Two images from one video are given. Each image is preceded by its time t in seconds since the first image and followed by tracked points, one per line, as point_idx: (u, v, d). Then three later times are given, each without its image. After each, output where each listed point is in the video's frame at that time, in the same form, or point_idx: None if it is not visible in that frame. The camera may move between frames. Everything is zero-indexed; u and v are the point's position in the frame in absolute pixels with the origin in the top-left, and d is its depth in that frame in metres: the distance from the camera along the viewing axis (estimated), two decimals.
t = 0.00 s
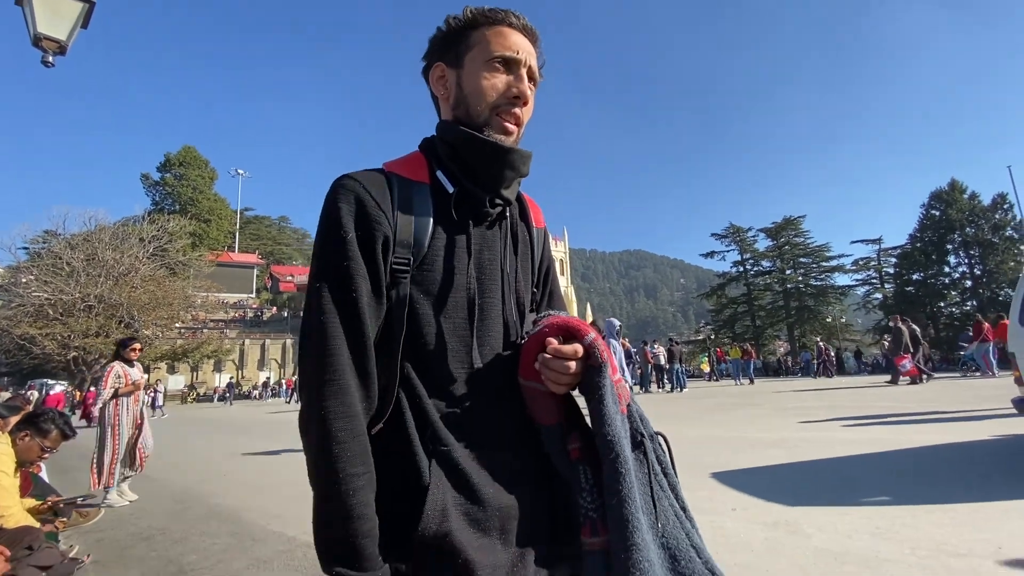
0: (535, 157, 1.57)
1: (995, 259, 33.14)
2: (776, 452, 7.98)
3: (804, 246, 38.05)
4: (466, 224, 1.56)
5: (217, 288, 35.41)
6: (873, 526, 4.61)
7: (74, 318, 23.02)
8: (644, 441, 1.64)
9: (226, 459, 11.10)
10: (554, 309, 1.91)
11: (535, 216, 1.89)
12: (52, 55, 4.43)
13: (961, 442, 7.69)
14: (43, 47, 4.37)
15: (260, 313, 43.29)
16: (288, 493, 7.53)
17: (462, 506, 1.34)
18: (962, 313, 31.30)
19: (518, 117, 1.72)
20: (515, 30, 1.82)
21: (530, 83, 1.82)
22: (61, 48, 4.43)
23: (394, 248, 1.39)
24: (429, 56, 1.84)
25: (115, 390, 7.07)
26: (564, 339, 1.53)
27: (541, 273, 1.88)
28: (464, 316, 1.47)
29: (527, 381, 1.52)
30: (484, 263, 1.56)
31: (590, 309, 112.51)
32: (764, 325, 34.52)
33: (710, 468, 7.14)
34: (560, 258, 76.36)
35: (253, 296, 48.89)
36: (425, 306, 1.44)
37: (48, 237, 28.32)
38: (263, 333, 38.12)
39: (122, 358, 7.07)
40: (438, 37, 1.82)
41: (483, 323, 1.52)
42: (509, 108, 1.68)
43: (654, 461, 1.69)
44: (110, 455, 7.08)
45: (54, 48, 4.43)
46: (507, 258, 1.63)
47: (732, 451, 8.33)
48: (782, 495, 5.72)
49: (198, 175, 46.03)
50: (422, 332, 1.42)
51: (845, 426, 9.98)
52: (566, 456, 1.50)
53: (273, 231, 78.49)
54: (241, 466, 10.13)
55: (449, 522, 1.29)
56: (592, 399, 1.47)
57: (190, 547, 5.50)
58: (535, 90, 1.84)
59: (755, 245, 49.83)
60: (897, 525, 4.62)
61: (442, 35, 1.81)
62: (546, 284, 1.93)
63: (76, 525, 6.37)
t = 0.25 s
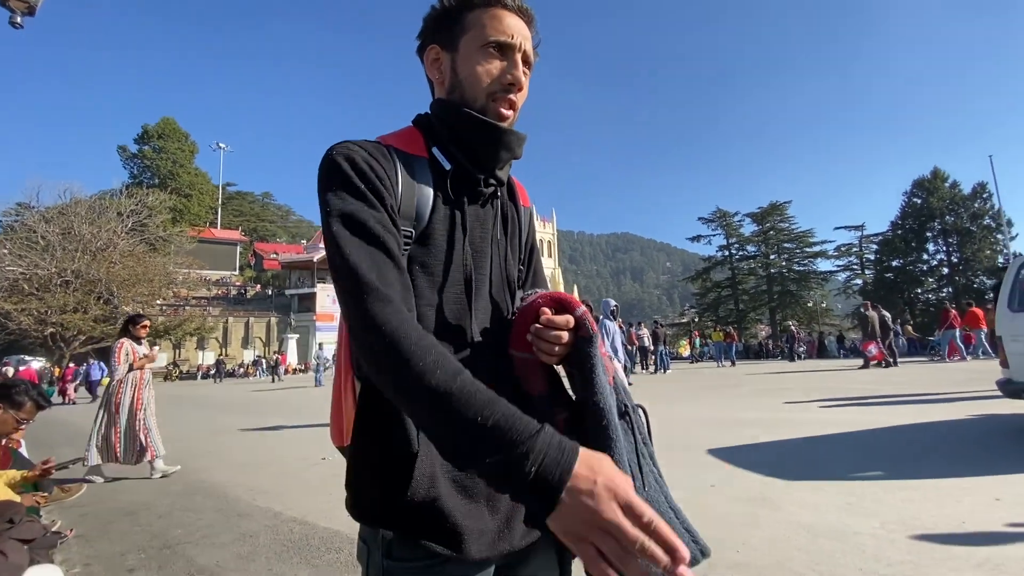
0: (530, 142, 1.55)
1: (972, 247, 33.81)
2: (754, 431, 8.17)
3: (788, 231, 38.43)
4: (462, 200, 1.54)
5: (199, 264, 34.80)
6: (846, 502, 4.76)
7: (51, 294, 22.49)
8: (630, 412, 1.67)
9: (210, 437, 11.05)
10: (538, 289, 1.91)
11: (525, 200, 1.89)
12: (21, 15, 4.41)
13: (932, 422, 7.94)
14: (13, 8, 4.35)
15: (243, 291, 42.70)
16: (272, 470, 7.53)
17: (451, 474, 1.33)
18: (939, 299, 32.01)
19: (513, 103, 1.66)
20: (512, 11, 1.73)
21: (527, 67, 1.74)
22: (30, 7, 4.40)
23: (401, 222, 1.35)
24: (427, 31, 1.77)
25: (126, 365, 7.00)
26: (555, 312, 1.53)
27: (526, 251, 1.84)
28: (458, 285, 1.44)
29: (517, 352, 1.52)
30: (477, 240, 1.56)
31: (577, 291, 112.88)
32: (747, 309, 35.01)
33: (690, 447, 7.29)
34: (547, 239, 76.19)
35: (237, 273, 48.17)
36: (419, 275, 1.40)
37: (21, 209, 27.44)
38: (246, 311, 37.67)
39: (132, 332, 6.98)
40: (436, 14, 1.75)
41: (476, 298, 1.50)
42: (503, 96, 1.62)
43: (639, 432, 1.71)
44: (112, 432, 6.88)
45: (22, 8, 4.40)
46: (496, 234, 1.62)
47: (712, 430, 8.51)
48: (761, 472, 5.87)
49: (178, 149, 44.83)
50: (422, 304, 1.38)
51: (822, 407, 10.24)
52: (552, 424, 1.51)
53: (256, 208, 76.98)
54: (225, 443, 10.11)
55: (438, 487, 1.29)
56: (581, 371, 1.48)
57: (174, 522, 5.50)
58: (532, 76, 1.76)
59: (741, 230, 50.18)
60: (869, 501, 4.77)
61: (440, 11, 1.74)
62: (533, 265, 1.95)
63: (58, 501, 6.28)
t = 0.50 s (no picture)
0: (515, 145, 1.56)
1: (951, 251, 34.53)
2: (738, 430, 8.27)
3: (774, 233, 38.92)
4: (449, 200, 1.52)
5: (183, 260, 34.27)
6: (826, 500, 4.85)
7: (29, 288, 21.98)
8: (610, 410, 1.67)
9: (192, 434, 10.90)
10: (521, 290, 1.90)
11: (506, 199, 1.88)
12: None
13: (910, 421, 8.12)
14: None
15: (228, 287, 42.16)
16: (256, 468, 7.45)
17: (441, 469, 1.32)
18: (918, 301, 32.66)
19: (497, 105, 1.65)
20: (500, 11, 1.71)
21: (514, 68, 1.72)
22: None
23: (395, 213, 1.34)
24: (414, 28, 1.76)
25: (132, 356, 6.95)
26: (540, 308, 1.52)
27: (511, 251, 1.83)
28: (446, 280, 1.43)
29: (501, 349, 1.51)
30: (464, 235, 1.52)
31: (565, 290, 113.30)
32: (733, 310, 35.44)
33: (676, 446, 7.35)
34: (536, 238, 76.31)
35: (221, 269, 47.56)
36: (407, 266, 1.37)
37: None
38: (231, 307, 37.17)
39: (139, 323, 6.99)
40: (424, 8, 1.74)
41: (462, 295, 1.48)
42: (490, 97, 1.61)
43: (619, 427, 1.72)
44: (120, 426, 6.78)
45: None
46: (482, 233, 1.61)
47: (697, 429, 8.60)
48: (744, 470, 5.95)
49: (163, 142, 44.09)
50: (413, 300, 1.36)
51: (804, 407, 10.39)
52: (536, 422, 1.51)
53: (241, 203, 75.99)
54: (208, 440, 9.99)
55: (429, 482, 1.28)
56: (565, 367, 1.49)
57: (154, 522, 5.40)
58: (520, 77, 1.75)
59: (727, 231, 50.72)
60: (848, 499, 4.87)
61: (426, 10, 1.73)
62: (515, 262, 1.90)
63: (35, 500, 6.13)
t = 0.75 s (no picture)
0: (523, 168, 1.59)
1: (952, 266, 34.53)
2: (742, 448, 8.19)
3: (774, 249, 38.98)
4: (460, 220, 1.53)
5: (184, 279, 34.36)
6: (832, 520, 4.78)
7: (30, 308, 21.95)
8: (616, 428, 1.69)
9: (191, 455, 10.78)
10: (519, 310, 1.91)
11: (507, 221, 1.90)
12: (10, 29, 4.29)
13: (915, 438, 8.04)
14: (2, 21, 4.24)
15: (229, 305, 42.16)
16: (254, 490, 7.36)
17: (460, 492, 1.31)
18: (921, 317, 32.55)
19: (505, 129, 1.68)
20: (503, 38, 1.76)
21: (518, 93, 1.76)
22: (20, 23, 4.28)
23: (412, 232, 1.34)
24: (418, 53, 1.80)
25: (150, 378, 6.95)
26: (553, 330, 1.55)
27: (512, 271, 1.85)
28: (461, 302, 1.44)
29: (514, 370, 1.52)
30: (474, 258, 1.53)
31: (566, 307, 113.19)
32: (734, 326, 35.33)
33: (679, 465, 7.27)
34: (536, 255, 76.54)
35: (223, 288, 47.63)
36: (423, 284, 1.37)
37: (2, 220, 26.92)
38: (232, 326, 37.11)
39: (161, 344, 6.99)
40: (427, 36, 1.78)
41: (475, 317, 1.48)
42: (497, 121, 1.64)
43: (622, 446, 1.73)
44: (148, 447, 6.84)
45: (12, 22, 4.27)
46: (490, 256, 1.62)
47: (700, 447, 8.51)
48: (749, 490, 5.87)
49: (167, 162, 44.56)
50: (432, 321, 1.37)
51: (808, 425, 10.31)
52: (546, 442, 1.51)
53: (243, 222, 76.45)
54: (207, 461, 9.89)
55: (451, 507, 1.28)
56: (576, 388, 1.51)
57: (150, 546, 5.32)
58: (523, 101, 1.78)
59: (727, 248, 50.87)
60: (853, 519, 4.80)
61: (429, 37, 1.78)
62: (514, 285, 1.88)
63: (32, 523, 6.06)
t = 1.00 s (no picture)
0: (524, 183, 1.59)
1: (953, 278, 34.50)
2: (748, 464, 8.08)
3: (775, 262, 38.94)
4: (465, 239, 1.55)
5: (186, 297, 34.41)
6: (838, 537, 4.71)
7: (32, 326, 21.96)
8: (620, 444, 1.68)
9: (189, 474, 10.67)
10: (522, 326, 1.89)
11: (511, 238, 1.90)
12: (20, 52, 4.35)
13: (923, 452, 7.94)
14: (12, 45, 4.29)
15: (230, 322, 42.13)
16: (254, 509, 7.28)
17: (461, 512, 1.29)
18: (924, 329, 32.41)
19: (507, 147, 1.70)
20: (505, 56, 1.79)
21: (520, 108, 1.78)
22: (30, 46, 4.35)
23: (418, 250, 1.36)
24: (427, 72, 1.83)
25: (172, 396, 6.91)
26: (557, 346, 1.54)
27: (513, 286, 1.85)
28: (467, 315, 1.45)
29: (519, 385, 1.51)
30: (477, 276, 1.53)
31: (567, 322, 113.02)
32: (737, 340, 35.20)
33: (684, 481, 7.19)
34: (537, 271, 76.68)
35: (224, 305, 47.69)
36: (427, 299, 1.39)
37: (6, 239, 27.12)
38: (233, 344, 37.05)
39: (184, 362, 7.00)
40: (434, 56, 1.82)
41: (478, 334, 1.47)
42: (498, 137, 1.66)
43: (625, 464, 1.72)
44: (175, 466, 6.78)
45: (22, 46, 4.34)
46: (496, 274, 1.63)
47: (705, 463, 8.41)
48: (756, 507, 5.79)
49: (171, 181, 45.00)
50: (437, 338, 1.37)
51: (814, 439, 10.19)
52: (551, 459, 1.51)
53: (245, 240, 76.90)
54: (207, 480, 9.80)
55: (451, 526, 1.25)
56: (583, 403, 1.52)
57: (148, 568, 5.25)
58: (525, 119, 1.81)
59: (728, 261, 50.97)
60: (861, 536, 4.72)
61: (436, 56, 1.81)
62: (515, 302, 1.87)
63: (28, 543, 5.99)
